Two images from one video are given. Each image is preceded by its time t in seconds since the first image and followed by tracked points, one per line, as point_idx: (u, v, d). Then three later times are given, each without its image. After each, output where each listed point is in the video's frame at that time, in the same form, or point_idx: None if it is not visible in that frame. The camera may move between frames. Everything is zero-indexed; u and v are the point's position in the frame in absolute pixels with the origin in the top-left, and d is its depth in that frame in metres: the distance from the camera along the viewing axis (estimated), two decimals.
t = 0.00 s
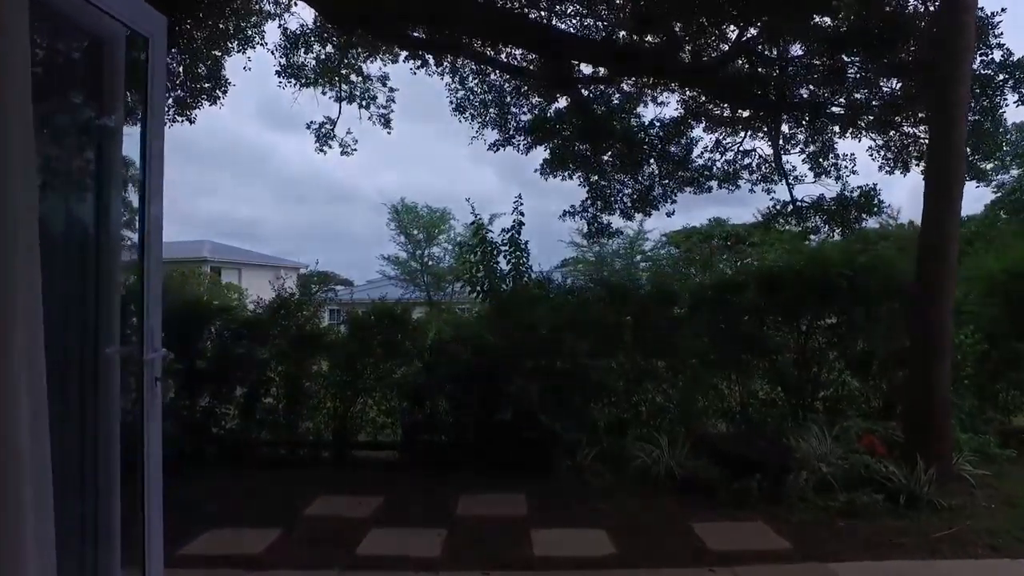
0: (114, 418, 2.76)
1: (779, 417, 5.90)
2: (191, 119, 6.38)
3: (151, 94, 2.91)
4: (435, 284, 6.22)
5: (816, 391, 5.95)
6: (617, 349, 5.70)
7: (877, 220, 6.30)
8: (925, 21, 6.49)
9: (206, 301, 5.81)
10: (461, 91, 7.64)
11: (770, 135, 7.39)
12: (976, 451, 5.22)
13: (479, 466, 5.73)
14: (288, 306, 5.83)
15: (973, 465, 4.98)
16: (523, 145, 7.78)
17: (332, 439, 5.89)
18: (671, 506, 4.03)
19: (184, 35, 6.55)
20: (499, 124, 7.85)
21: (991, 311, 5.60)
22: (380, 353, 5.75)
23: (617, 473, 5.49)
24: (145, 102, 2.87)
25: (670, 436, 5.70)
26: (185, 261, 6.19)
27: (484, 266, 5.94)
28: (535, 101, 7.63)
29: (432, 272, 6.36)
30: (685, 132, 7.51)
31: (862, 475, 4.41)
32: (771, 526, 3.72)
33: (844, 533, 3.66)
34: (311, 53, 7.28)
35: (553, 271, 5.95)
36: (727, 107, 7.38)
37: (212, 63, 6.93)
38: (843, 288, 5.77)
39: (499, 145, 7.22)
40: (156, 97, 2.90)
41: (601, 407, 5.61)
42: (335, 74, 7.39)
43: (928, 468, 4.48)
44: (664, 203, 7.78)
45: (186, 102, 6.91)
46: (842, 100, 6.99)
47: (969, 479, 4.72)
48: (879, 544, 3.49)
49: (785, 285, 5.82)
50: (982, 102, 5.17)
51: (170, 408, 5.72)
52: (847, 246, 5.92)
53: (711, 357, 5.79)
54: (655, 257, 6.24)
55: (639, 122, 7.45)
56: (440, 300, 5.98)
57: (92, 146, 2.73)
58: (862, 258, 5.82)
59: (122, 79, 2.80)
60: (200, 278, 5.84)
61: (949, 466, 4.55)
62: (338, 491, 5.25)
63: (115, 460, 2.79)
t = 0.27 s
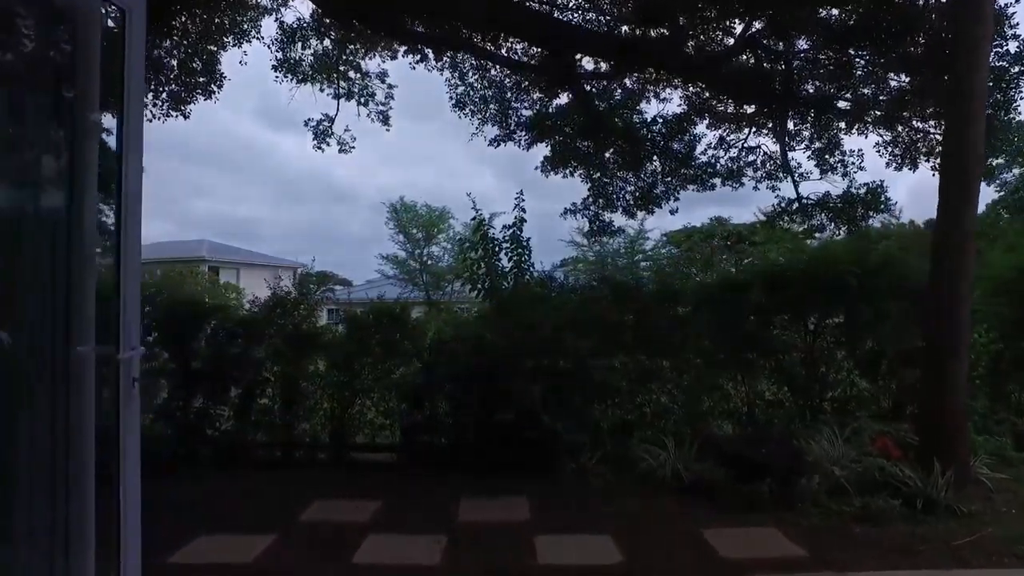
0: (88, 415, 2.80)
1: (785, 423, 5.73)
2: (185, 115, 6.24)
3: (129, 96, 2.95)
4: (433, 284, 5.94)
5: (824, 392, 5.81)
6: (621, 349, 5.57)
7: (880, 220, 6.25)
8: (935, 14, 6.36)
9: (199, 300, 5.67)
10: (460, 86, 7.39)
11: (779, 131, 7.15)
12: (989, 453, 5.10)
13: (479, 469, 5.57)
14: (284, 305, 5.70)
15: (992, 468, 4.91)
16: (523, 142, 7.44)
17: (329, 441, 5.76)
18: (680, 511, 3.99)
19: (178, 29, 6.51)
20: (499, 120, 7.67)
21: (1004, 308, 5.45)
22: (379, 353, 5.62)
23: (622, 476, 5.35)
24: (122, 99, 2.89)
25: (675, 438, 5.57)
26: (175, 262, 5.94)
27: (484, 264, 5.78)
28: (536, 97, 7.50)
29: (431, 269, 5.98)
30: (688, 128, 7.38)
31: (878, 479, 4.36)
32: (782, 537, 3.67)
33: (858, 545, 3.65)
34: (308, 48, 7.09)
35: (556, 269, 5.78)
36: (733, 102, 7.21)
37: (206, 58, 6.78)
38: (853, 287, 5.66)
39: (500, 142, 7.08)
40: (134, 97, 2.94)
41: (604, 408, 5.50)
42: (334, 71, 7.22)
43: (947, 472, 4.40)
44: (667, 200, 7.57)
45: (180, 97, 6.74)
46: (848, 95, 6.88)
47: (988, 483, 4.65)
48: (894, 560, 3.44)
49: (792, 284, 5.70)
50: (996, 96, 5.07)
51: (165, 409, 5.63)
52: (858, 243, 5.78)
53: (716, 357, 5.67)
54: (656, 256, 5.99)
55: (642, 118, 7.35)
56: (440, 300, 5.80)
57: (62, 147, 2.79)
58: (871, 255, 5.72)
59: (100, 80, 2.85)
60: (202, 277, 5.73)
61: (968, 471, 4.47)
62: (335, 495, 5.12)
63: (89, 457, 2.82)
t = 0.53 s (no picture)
0: (56, 424, 2.62)
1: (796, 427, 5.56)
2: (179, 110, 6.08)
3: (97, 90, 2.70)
4: (434, 284, 5.83)
5: (835, 394, 5.64)
6: (626, 351, 5.43)
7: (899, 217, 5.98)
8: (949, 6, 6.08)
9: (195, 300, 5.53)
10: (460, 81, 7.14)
11: (786, 129, 6.95)
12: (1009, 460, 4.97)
13: (482, 475, 5.41)
14: (281, 305, 5.55)
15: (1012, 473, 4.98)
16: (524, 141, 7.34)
17: (327, 446, 5.62)
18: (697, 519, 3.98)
19: (172, 24, 6.41)
20: (501, 116, 7.29)
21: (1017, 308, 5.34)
22: (376, 355, 5.48)
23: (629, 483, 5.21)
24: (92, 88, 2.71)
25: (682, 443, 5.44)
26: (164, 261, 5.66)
27: (486, 263, 5.66)
28: (538, 93, 7.28)
29: (429, 270, 5.89)
30: (692, 126, 7.20)
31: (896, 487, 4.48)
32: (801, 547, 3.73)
33: (880, 555, 3.65)
34: (305, 44, 6.89)
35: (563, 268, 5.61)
36: (739, 98, 6.98)
37: (202, 53, 6.61)
38: (864, 287, 5.52)
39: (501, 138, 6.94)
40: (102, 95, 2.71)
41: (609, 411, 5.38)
42: (332, 68, 6.99)
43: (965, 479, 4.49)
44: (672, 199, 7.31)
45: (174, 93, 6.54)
46: (856, 91, 6.69)
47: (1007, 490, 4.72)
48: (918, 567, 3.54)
49: (802, 284, 5.56)
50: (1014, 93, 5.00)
51: (158, 413, 5.48)
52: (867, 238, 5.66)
53: (723, 359, 5.53)
54: (656, 257, 5.77)
55: (645, 116, 7.20)
56: (440, 300, 5.67)
57: (33, 142, 2.71)
58: (883, 255, 5.54)
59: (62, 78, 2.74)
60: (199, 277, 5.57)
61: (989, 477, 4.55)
62: (334, 503, 4.98)
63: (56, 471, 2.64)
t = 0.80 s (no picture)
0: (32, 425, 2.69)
1: (808, 431, 5.40)
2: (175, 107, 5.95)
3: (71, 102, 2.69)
4: (435, 283, 5.51)
5: (847, 396, 5.47)
6: (632, 352, 5.31)
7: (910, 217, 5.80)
8: None
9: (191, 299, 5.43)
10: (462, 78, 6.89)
11: (794, 125, 6.80)
12: None
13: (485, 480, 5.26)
14: (279, 305, 5.44)
15: None
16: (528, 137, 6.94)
17: (327, 449, 5.49)
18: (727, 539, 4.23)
19: (170, 19, 6.37)
20: (503, 112, 7.02)
21: None
22: (376, 356, 5.38)
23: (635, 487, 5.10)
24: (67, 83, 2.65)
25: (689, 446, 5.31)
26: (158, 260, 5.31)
27: (489, 262, 5.51)
28: (540, 90, 7.13)
29: (429, 267, 5.49)
30: (697, 123, 7.04)
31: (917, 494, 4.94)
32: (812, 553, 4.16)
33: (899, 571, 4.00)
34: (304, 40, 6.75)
35: (568, 267, 5.46)
36: (745, 94, 6.84)
37: (199, 49, 6.44)
38: (876, 287, 5.40)
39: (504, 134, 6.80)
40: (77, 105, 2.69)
41: (616, 415, 5.24)
42: (331, 65, 6.84)
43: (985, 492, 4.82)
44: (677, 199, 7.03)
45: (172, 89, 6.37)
46: (864, 88, 6.59)
47: None
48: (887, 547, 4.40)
49: (812, 284, 5.44)
50: None
51: (153, 416, 5.37)
52: (879, 238, 5.50)
53: (731, 360, 5.42)
54: (658, 257, 5.55)
55: (649, 112, 7.06)
56: (440, 299, 5.48)
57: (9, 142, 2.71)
58: (895, 251, 5.43)
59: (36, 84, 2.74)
60: (195, 276, 5.43)
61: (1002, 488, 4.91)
62: (333, 511, 4.86)
63: (27, 477, 2.69)
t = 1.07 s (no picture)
0: None
1: (819, 434, 5.26)
2: (172, 102, 5.81)
3: (49, 111, 2.74)
4: (433, 285, 5.30)
5: (859, 398, 5.32)
6: (638, 352, 5.21)
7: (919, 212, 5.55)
8: None
9: (185, 300, 5.29)
10: (464, 74, 6.71)
11: (801, 123, 6.71)
12: None
13: (487, 486, 5.16)
14: (277, 305, 5.32)
15: None
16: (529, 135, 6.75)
17: (327, 453, 5.37)
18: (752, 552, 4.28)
19: (165, 13, 6.24)
20: (505, 110, 6.83)
21: None
22: (377, 356, 5.28)
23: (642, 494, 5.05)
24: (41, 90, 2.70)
25: (699, 448, 5.18)
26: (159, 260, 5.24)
27: (494, 260, 5.30)
28: (544, 87, 7.01)
29: (429, 268, 5.26)
30: (701, 121, 6.91)
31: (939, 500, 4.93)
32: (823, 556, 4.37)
33: None
34: (303, 35, 6.62)
35: (573, 266, 5.32)
36: (750, 90, 6.78)
37: (196, 45, 6.17)
38: (886, 286, 5.30)
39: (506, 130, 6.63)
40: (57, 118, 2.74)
41: (622, 418, 5.13)
42: (332, 63, 6.71)
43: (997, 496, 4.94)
44: (682, 197, 6.78)
45: (168, 83, 6.07)
46: (873, 86, 6.45)
47: None
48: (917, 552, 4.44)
49: (822, 284, 5.34)
50: None
51: (150, 418, 5.30)
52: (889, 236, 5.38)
53: (740, 362, 5.29)
54: (659, 257, 5.38)
55: (653, 109, 6.93)
56: (441, 300, 5.29)
57: None
58: (910, 249, 5.31)
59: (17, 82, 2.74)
60: (194, 276, 5.31)
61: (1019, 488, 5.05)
62: (334, 518, 4.73)
63: None
